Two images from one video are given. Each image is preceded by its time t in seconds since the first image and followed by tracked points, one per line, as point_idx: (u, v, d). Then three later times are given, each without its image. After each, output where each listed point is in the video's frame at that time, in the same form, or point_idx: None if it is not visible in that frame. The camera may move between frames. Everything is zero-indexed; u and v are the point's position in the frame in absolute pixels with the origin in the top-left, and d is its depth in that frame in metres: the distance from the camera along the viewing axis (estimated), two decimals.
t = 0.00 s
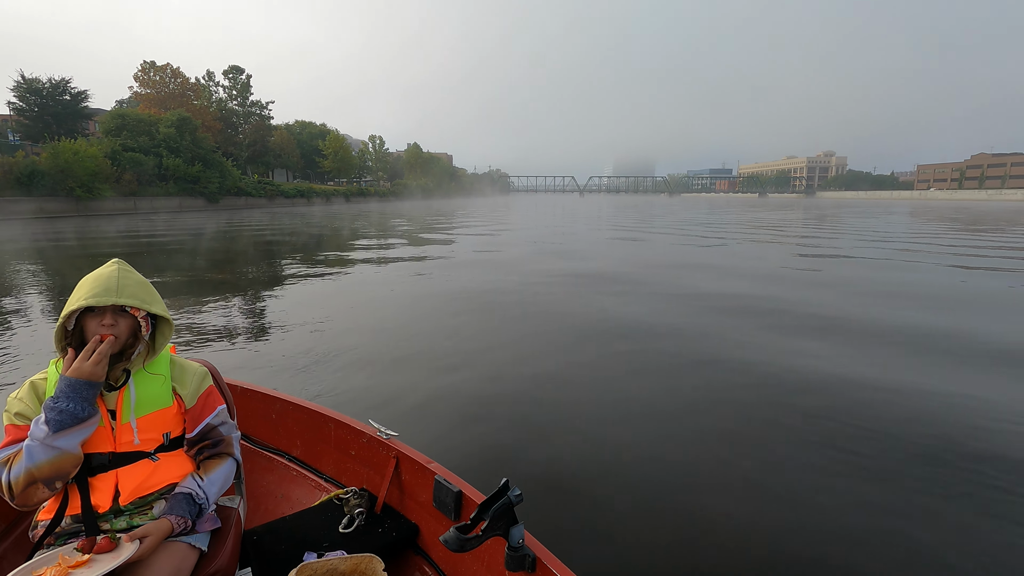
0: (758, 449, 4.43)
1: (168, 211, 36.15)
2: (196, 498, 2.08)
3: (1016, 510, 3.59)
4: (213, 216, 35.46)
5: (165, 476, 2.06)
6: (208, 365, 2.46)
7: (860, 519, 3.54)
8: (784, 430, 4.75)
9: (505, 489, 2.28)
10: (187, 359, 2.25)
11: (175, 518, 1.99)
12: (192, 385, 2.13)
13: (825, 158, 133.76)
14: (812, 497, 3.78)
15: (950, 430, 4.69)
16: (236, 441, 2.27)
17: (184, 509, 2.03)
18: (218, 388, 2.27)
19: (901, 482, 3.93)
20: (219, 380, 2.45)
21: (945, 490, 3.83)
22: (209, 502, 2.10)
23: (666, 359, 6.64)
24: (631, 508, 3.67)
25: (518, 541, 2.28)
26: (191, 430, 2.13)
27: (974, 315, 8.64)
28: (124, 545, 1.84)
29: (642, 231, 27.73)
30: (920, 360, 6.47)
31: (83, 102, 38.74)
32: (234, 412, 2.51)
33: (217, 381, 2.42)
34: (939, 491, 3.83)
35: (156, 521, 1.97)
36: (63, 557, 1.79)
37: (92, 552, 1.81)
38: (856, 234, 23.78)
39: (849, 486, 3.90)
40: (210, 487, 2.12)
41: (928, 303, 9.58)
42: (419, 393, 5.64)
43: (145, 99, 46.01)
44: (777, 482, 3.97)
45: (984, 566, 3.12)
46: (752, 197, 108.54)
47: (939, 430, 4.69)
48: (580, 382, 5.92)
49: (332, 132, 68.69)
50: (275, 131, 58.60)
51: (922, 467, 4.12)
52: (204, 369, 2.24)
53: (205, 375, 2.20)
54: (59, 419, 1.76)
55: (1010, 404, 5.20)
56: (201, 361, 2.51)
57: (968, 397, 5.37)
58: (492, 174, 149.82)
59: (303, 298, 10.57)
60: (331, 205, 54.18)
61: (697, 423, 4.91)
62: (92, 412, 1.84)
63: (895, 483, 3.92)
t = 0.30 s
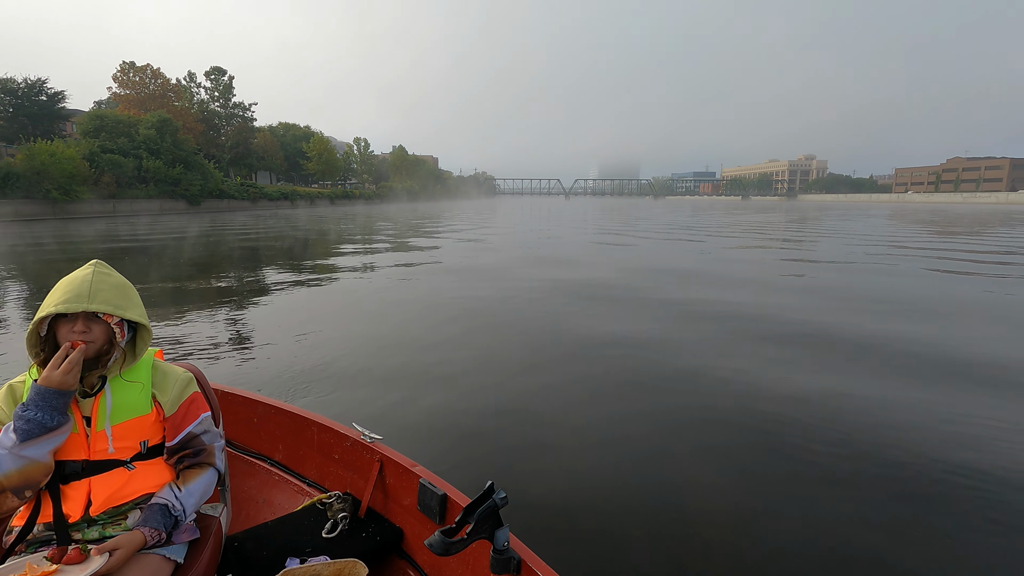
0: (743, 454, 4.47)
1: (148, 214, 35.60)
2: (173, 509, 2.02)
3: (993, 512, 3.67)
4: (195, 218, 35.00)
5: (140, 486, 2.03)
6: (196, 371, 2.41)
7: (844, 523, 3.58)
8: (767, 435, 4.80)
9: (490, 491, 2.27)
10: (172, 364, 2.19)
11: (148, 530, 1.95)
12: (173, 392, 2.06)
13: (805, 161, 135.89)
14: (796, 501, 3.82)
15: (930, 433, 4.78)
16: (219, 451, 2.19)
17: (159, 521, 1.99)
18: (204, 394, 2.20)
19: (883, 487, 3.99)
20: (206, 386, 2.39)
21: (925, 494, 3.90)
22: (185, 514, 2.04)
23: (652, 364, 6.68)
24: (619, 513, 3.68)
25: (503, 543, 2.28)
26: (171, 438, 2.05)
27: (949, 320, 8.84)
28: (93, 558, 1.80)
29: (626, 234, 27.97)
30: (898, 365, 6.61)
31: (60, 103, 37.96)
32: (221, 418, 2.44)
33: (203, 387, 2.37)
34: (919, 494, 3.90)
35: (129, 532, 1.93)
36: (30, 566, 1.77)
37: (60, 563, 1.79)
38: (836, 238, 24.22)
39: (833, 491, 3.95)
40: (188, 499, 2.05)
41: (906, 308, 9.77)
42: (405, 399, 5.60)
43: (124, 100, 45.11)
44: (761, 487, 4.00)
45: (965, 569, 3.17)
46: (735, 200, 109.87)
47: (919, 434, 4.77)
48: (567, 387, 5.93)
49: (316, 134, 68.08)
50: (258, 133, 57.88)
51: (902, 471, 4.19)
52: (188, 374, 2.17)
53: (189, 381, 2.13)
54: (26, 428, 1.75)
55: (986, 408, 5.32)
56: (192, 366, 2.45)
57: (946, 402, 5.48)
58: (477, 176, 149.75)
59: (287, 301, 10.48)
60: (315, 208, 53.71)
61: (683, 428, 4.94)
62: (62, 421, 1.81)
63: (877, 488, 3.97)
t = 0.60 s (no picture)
0: (731, 454, 4.51)
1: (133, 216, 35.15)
2: (149, 524, 1.99)
3: (975, 509, 3.73)
4: (181, 221, 34.62)
5: (119, 497, 2.01)
6: (188, 380, 2.38)
7: (831, 521, 3.62)
8: (755, 436, 4.84)
9: (477, 498, 2.27)
10: (161, 373, 2.17)
11: (121, 545, 1.92)
12: (158, 403, 2.02)
13: (792, 165, 137.26)
14: (784, 500, 3.86)
15: (915, 434, 4.85)
16: (203, 464, 2.16)
17: (134, 535, 1.96)
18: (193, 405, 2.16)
19: (869, 485, 4.04)
20: (198, 397, 2.37)
21: (910, 491, 3.96)
22: (163, 530, 2.01)
23: (641, 367, 6.72)
24: (607, 516, 3.69)
25: (490, 550, 2.28)
26: (154, 449, 2.02)
27: (933, 323, 8.99)
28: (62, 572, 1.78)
29: (615, 237, 28.08)
30: (883, 367, 6.71)
31: (43, 103, 37.39)
32: (211, 431, 2.41)
33: (194, 398, 2.34)
34: (904, 492, 3.96)
35: (102, 546, 1.91)
36: None
37: None
38: (822, 241, 24.48)
39: (819, 490, 3.99)
40: (167, 514, 2.02)
41: (891, 311, 9.91)
42: (395, 401, 5.60)
43: (109, 101, 44.58)
44: (750, 487, 4.04)
45: (949, 563, 3.22)
46: (723, 203, 110.71)
47: (904, 435, 4.84)
48: (557, 390, 5.95)
49: (304, 136, 67.74)
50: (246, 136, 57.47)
51: (887, 470, 4.25)
52: (177, 384, 2.14)
53: (176, 391, 2.10)
54: None
55: (968, 409, 5.42)
56: (186, 375, 2.43)
57: (930, 403, 5.57)
58: (467, 179, 149.65)
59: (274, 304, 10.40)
60: (304, 211, 53.41)
61: (673, 431, 4.97)
62: (39, 427, 1.83)
63: (863, 486, 4.02)
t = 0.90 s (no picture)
0: (725, 462, 4.53)
1: (120, 220, 34.80)
2: (125, 545, 1.93)
3: (966, 516, 3.78)
4: (169, 224, 34.32)
5: (101, 513, 1.98)
6: (187, 393, 2.31)
7: (824, 529, 3.65)
8: (748, 443, 4.87)
9: (468, 506, 2.26)
10: (156, 386, 2.12)
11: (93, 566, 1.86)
12: (145, 418, 1.97)
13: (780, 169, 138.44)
14: (778, 508, 3.88)
15: (905, 441, 4.91)
16: (190, 483, 2.09)
17: (107, 556, 1.88)
18: (185, 420, 2.10)
19: (862, 493, 4.07)
20: (194, 410, 2.31)
21: (901, 498, 4.00)
22: (141, 550, 1.95)
23: (634, 373, 6.74)
24: (597, 524, 3.70)
25: (481, 559, 2.26)
26: (140, 466, 1.96)
27: (920, 328, 9.11)
28: None
29: (607, 240, 28.17)
30: (872, 374, 6.79)
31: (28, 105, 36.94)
32: (206, 446, 2.34)
33: (190, 411, 2.28)
34: (896, 499, 3.99)
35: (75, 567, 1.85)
36: None
37: None
38: (811, 244, 24.68)
39: (813, 497, 4.01)
40: (146, 533, 1.95)
41: (878, 316, 10.05)
42: (387, 408, 5.58)
43: (96, 103, 44.08)
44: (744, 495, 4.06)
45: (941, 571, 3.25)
46: (713, 205, 111.47)
47: (894, 442, 4.89)
48: (551, 396, 5.95)
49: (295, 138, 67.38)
50: (235, 138, 57.04)
51: (879, 478, 4.29)
52: (170, 397, 2.08)
53: (167, 406, 2.03)
54: None
55: (956, 416, 5.49)
56: (187, 387, 2.37)
57: (919, 410, 5.63)
58: (458, 182, 149.62)
59: (264, 309, 10.37)
60: (294, 214, 53.12)
61: (666, 438, 4.99)
62: (24, 437, 1.87)
63: (855, 493, 4.06)
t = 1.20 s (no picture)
0: (721, 467, 4.52)
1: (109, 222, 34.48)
2: (106, 558, 1.89)
3: (961, 521, 3.79)
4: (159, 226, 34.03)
5: (86, 522, 1.94)
6: (185, 399, 2.25)
7: (821, 536, 3.65)
8: (744, 447, 4.87)
9: (463, 509, 2.23)
10: (153, 393, 2.06)
11: None
12: (134, 427, 1.90)
13: (771, 171, 139.24)
14: (774, 513, 3.88)
15: (899, 445, 4.93)
16: (180, 496, 2.03)
17: (87, 568, 1.86)
18: (179, 430, 2.04)
19: (857, 498, 4.08)
20: (193, 419, 2.24)
21: (897, 502, 4.01)
22: (122, 564, 1.90)
23: (629, 377, 6.74)
24: (592, 530, 3.68)
25: (477, 562, 2.24)
26: (128, 477, 1.91)
27: (911, 330, 9.18)
28: None
29: (599, 242, 28.24)
30: (866, 376, 6.83)
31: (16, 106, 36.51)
32: (203, 455, 2.27)
33: (187, 420, 2.21)
34: (893, 504, 4.01)
35: None
36: None
37: None
38: (802, 246, 24.83)
39: (811, 503, 4.01)
40: (128, 547, 1.91)
41: (869, 318, 10.12)
42: (381, 413, 5.54)
43: (85, 104, 43.66)
44: (741, 500, 4.05)
45: None
46: (705, 207, 112.01)
47: (888, 445, 4.91)
48: (546, 400, 5.93)
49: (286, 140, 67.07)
50: (226, 139, 56.70)
51: (875, 482, 4.30)
52: (164, 406, 2.02)
53: (159, 415, 1.97)
54: None
55: (949, 418, 5.53)
56: (188, 394, 2.31)
57: (911, 412, 5.67)
58: (451, 184, 149.59)
59: (255, 313, 10.33)
60: (286, 215, 52.90)
61: (662, 443, 4.98)
62: (11, 442, 1.87)
63: (849, 498, 4.07)
